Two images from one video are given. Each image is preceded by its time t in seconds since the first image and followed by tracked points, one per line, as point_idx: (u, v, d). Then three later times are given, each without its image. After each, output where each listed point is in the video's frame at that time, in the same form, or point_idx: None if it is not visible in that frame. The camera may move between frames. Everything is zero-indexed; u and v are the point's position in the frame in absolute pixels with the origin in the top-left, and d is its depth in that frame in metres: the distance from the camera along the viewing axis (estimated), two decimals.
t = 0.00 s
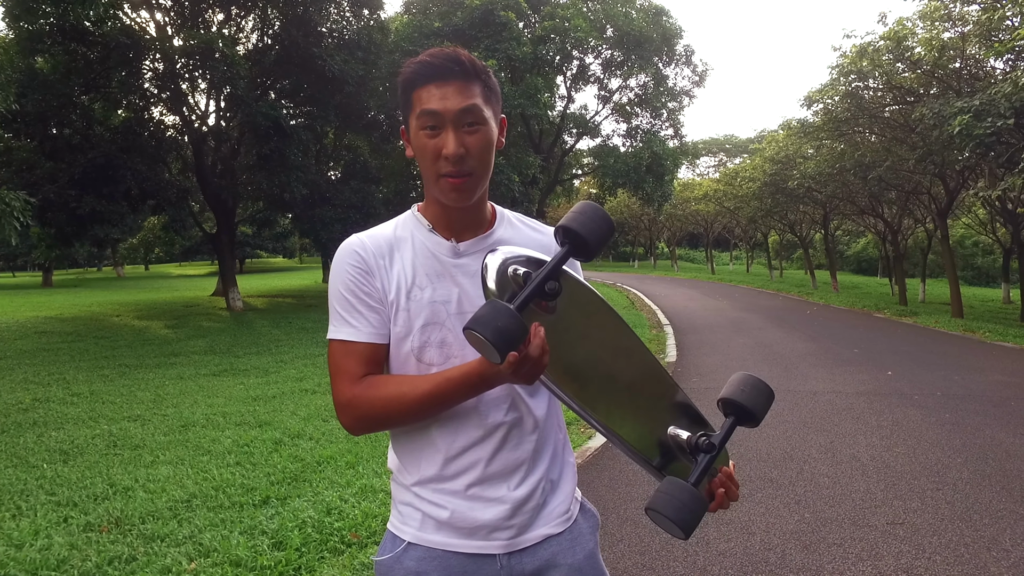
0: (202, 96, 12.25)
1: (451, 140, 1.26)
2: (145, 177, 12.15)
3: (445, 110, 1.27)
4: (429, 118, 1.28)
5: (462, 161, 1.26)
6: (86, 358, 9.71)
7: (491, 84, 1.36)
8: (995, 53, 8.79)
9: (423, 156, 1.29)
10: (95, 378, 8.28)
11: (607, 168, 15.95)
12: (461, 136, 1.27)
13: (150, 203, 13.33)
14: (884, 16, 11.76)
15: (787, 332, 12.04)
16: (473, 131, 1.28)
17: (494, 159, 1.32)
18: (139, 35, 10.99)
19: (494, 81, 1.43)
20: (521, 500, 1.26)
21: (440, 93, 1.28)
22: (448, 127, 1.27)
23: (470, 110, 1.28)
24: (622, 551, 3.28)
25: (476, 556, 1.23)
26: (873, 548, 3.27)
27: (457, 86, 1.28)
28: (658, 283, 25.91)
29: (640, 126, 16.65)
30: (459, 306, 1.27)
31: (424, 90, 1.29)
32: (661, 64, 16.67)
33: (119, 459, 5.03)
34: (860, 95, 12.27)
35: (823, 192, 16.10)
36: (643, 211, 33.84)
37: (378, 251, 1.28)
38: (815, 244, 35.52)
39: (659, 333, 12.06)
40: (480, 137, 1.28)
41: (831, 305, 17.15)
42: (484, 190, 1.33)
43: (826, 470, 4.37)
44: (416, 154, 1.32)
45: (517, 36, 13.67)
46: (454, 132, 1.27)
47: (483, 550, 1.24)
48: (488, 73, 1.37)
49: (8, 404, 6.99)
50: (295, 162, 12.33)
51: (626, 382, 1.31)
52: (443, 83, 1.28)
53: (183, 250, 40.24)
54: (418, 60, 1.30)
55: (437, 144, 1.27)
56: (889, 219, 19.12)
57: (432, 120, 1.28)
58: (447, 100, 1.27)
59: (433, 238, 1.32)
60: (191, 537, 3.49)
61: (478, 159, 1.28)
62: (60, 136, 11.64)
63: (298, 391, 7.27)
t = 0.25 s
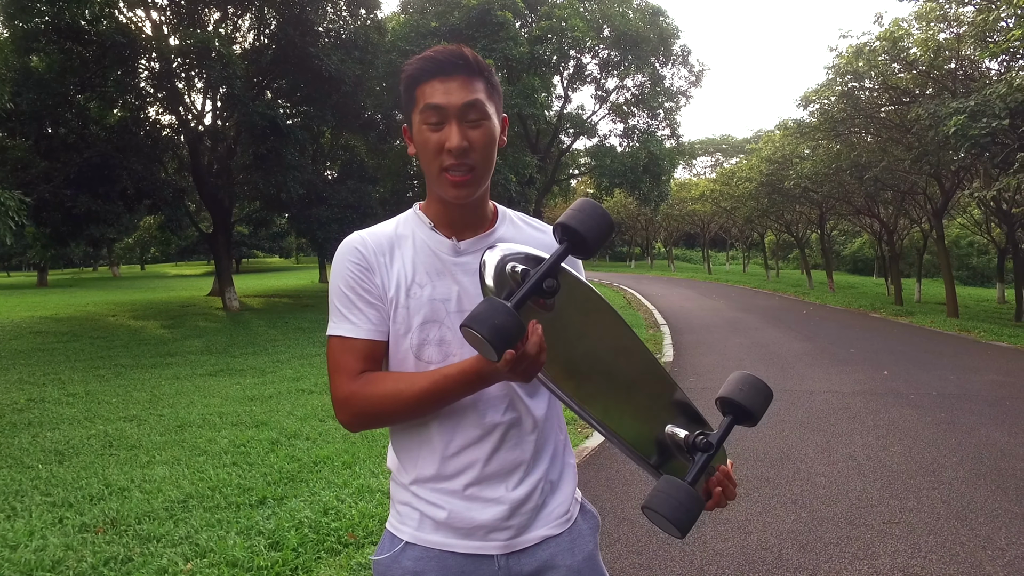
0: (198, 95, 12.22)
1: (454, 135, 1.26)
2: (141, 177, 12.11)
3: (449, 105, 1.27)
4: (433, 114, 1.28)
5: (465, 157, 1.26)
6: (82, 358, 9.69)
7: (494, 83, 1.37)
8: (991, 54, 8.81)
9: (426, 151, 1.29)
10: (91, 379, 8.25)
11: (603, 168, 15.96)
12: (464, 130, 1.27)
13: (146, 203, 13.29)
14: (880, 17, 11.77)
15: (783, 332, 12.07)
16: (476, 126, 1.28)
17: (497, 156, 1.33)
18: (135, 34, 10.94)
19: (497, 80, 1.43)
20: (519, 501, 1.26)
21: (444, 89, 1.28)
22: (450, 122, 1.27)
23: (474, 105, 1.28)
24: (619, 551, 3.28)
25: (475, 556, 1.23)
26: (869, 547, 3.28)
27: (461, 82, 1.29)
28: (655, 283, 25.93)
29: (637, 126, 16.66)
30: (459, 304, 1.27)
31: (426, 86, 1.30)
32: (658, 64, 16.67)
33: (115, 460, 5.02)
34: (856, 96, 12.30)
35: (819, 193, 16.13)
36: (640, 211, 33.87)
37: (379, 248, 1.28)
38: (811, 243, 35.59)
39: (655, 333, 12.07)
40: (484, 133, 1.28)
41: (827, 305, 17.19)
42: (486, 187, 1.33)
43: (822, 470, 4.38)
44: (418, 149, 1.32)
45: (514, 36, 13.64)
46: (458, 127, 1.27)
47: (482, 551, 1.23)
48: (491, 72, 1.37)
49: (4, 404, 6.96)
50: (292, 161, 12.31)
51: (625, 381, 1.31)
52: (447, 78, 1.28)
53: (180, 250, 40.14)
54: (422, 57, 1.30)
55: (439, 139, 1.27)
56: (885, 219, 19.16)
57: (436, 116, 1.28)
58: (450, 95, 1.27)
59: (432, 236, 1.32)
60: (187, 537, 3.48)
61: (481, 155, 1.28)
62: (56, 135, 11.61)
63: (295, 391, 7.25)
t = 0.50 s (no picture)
0: (195, 95, 12.19)
1: (465, 156, 1.25)
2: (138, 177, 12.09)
3: (462, 125, 1.24)
4: (444, 131, 1.25)
5: (475, 178, 1.26)
6: (78, 358, 9.65)
7: (506, 94, 1.34)
8: (987, 55, 8.83)
9: (435, 166, 1.27)
10: (87, 379, 8.23)
11: (600, 168, 15.96)
12: (476, 151, 1.25)
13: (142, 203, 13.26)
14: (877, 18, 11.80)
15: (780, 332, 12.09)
16: (487, 147, 1.26)
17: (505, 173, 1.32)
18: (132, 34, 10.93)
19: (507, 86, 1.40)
20: (519, 503, 1.26)
21: (458, 105, 1.25)
22: (463, 142, 1.25)
23: (487, 124, 1.26)
24: (617, 552, 3.28)
25: (475, 558, 1.24)
26: (866, 547, 3.29)
27: (475, 100, 1.26)
28: (652, 283, 25.95)
29: (634, 127, 16.67)
30: (460, 307, 1.27)
31: (438, 99, 1.26)
32: (656, 64, 16.68)
33: (112, 461, 5.00)
34: (853, 96, 12.33)
35: (816, 193, 16.16)
36: (637, 211, 33.89)
37: (380, 250, 1.28)
38: (807, 244, 35.66)
39: (653, 333, 12.08)
40: (495, 154, 1.27)
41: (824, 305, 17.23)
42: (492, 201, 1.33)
43: (819, 470, 4.39)
44: (425, 159, 1.30)
45: (511, 36, 13.59)
46: (470, 148, 1.25)
47: (482, 552, 1.24)
48: (503, 82, 1.34)
49: None
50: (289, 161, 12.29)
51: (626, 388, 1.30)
52: (462, 95, 1.25)
53: (176, 249, 40.03)
54: (436, 68, 1.27)
55: (450, 158, 1.25)
56: (882, 219, 19.21)
57: (447, 133, 1.25)
58: (464, 113, 1.24)
59: (433, 238, 1.32)
60: (184, 539, 3.48)
61: (489, 173, 1.28)
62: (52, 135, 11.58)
63: (292, 392, 7.24)
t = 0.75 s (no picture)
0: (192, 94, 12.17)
1: (478, 171, 1.24)
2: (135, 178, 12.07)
3: (477, 141, 1.23)
4: (458, 144, 1.24)
5: (485, 191, 1.26)
6: (74, 359, 9.63)
7: (518, 105, 1.33)
8: (982, 55, 8.86)
9: (446, 178, 1.26)
10: (84, 380, 8.21)
11: (598, 169, 15.98)
12: (488, 166, 1.25)
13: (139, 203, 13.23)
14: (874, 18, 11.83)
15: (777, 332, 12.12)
16: (500, 162, 1.26)
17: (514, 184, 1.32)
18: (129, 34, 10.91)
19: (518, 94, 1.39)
20: (524, 507, 1.26)
21: (472, 120, 1.23)
22: (475, 157, 1.24)
23: (501, 140, 1.25)
24: (614, 553, 3.28)
25: (479, 561, 1.24)
26: (863, 548, 3.30)
27: (490, 115, 1.24)
28: (649, 284, 25.97)
29: (632, 127, 16.69)
30: (464, 311, 1.27)
31: (451, 110, 1.25)
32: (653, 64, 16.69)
33: (108, 462, 4.99)
34: (849, 97, 12.36)
35: (813, 194, 16.19)
36: (634, 212, 33.91)
37: (386, 253, 1.29)
38: (805, 244, 35.74)
39: (650, 333, 12.09)
40: (506, 168, 1.27)
41: (820, 305, 17.27)
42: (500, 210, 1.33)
43: (816, 471, 4.40)
44: (435, 169, 1.29)
45: (509, 36, 13.56)
46: (483, 162, 1.24)
47: (487, 555, 1.24)
48: (515, 93, 1.33)
49: None
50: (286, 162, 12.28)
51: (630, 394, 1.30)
52: (477, 110, 1.24)
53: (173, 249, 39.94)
54: (450, 80, 1.25)
55: (462, 172, 1.25)
56: (879, 220, 19.25)
57: (461, 146, 1.24)
58: (478, 128, 1.23)
59: (439, 242, 1.32)
60: (181, 541, 3.47)
61: (498, 185, 1.27)
62: (48, 136, 11.55)
63: (290, 393, 7.23)
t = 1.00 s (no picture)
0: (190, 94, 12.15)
1: (479, 162, 1.24)
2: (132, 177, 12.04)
3: (476, 132, 1.24)
4: (458, 137, 1.25)
5: (488, 183, 1.26)
6: (71, 360, 9.60)
7: (522, 101, 1.34)
8: (979, 56, 8.87)
9: (450, 172, 1.27)
10: (80, 380, 8.19)
11: (596, 169, 15.98)
12: (491, 157, 1.25)
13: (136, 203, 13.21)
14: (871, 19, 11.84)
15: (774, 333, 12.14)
16: (502, 154, 1.26)
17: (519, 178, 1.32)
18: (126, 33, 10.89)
19: (523, 92, 1.39)
20: (534, 511, 1.26)
21: (472, 112, 1.25)
22: (476, 149, 1.25)
23: (502, 130, 1.26)
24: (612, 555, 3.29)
25: (490, 564, 1.24)
26: (860, 550, 3.30)
27: (490, 107, 1.25)
28: (647, 283, 25.99)
29: (630, 127, 16.69)
30: (475, 316, 1.27)
31: (453, 106, 1.26)
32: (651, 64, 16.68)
33: (105, 464, 4.98)
34: (847, 97, 12.38)
35: (810, 194, 16.21)
36: (632, 211, 33.92)
37: (398, 257, 1.29)
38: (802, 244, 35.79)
39: (648, 334, 12.10)
40: (509, 159, 1.27)
41: (817, 305, 17.29)
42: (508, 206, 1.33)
43: (813, 472, 4.41)
44: (440, 167, 1.31)
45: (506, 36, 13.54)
46: (483, 154, 1.25)
47: (499, 559, 1.24)
48: (518, 88, 1.34)
49: None
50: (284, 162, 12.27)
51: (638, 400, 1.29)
52: (477, 102, 1.25)
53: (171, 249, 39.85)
54: (448, 75, 1.27)
55: (464, 164, 1.25)
56: (876, 220, 19.27)
57: (461, 139, 1.25)
58: (478, 119, 1.24)
59: (451, 247, 1.32)
60: (178, 542, 3.47)
61: (502, 179, 1.27)
62: (45, 135, 11.52)
63: (287, 393, 7.23)
